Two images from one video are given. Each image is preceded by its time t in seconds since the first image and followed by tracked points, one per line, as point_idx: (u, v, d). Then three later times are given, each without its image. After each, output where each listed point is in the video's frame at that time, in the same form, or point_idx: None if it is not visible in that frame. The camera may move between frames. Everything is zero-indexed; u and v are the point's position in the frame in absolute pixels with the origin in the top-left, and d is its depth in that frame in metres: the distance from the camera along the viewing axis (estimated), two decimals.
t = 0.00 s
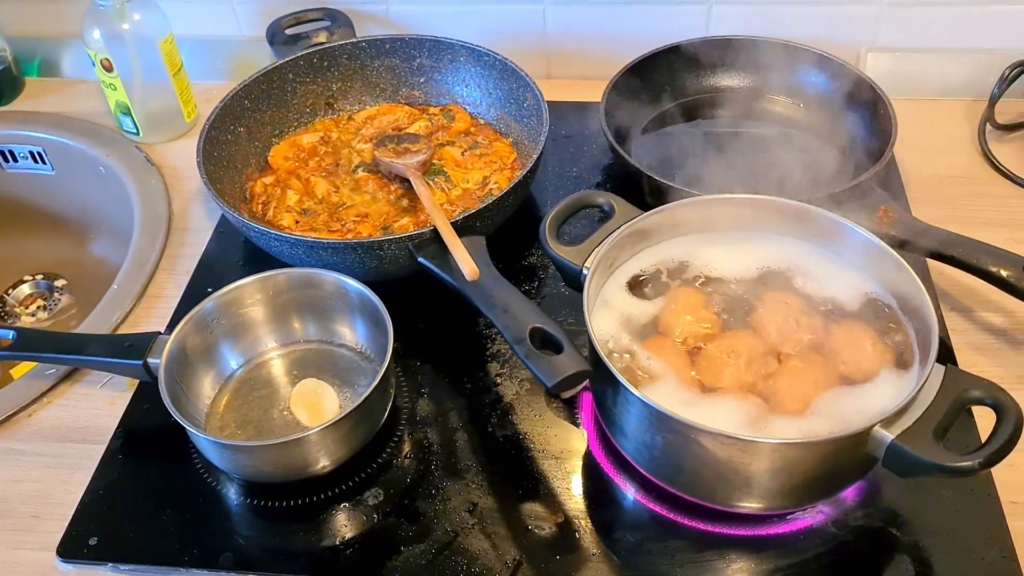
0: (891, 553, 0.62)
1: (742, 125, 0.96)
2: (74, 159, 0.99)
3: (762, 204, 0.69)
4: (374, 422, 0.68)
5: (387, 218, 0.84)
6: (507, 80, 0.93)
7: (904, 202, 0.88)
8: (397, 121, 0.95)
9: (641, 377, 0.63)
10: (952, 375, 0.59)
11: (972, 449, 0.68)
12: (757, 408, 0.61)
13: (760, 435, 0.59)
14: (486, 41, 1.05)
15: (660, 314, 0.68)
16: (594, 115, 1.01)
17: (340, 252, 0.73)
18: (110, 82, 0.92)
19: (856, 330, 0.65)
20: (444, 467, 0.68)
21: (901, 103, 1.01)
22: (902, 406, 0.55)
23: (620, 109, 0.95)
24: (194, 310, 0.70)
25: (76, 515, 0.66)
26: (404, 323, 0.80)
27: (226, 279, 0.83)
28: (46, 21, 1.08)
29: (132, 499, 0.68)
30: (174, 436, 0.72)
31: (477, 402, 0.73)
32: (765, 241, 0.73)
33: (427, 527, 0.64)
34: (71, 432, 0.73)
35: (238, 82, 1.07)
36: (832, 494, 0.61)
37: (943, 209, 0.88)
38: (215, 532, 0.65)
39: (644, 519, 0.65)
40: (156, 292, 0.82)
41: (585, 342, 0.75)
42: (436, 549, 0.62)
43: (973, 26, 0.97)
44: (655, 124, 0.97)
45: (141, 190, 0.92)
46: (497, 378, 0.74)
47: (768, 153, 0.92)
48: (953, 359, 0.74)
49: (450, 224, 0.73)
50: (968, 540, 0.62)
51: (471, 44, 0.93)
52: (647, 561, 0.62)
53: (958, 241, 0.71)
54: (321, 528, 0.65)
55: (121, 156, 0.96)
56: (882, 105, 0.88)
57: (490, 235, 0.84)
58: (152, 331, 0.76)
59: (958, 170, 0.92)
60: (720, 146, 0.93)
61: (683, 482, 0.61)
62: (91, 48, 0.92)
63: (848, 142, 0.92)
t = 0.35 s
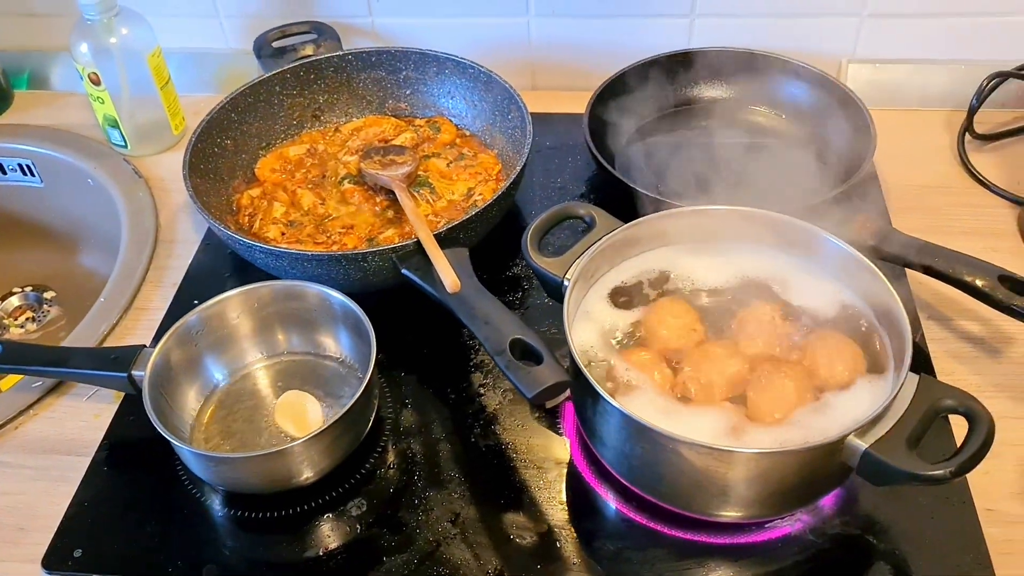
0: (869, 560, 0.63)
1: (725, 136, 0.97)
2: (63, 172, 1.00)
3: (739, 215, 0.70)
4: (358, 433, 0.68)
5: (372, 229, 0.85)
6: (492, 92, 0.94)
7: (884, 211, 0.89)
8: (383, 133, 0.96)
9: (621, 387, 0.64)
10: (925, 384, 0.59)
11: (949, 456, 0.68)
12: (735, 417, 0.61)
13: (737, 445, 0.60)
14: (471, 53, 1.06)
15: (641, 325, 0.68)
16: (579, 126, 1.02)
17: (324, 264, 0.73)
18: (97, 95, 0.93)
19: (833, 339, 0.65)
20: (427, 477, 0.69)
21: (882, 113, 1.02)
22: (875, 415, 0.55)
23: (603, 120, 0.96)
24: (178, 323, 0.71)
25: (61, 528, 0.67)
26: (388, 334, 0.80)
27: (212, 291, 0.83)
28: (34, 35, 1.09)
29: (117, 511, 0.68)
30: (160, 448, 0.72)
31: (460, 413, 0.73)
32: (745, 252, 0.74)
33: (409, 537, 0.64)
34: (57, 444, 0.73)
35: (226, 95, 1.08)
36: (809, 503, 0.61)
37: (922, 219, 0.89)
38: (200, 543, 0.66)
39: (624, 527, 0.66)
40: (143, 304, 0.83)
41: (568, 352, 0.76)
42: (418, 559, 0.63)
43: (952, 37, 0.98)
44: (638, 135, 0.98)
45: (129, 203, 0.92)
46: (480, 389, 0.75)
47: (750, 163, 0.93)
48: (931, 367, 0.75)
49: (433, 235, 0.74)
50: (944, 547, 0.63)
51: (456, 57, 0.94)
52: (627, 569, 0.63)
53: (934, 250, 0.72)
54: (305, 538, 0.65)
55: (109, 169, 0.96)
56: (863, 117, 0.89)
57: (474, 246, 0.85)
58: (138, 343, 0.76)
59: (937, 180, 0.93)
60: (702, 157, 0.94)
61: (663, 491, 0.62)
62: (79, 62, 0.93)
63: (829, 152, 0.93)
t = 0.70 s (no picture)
0: (855, 565, 0.63)
1: (711, 141, 0.97)
2: (49, 179, 0.99)
3: (723, 220, 0.70)
4: (342, 441, 0.68)
5: (358, 236, 0.85)
6: (478, 98, 0.94)
7: (870, 216, 0.89)
8: (369, 140, 0.96)
9: (605, 393, 0.64)
10: (909, 388, 0.59)
11: (935, 460, 0.68)
12: (719, 423, 0.61)
13: (721, 451, 0.59)
14: (459, 59, 1.06)
15: (625, 331, 0.68)
16: (566, 132, 1.02)
17: (309, 271, 0.73)
18: (83, 103, 0.93)
19: (818, 344, 0.65)
20: (411, 485, 0.68)
21: (869, 118, 1.03)
22: (858, 420, 0.55)
23: (589, 126, 0.96)
24: (160, 332, 0.71)
25: (43, 538, 0.66)
26: (374, 341, 0.80)
27: (198, 299, 0.83)
28: (21, 43, 1.08)
29: (100, 521, 0.68)
30: (144, 457, 0.72)
31: (446, 419, 0.73)
32: (729, 257, 0.74)
33: (394, 546, 0.64)
34: (40, 454, 0.73)
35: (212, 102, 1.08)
36: (794, 508, 0.61)
37: (908, 223, 0.89)
38: (183, 553, 0.65)
39: (609, 534, 0.65)
40: (128, 312, 0.82)
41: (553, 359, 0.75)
42: (402, 568, 0.63)
43: (937, 41, 0.98)
44: (624, 140, 0.98)
45: (114, 211, 0.92)
46: (466, 395, 0.75)
47: (736, 168, 0.93)
48: (916, 372, 0.75)
49: (417, 242, 0.73)
50: (930, 552, 0.63)
51: (442, 63, 0.94)
52: None
53: (918, 254, 0.72)
54: (289, 547, 0.65)
55: (95, 177, 0.96)
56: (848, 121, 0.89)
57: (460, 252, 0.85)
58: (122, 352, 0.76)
59: (923, 184, 0.94)
60: (689, 162, 0.94)
61: (647, 498, 0.62)
62: (64, 69, 0.93)
63: (815, 157, 0.93)
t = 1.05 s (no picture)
0: None
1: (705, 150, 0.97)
2: (41, 191, 0.99)
3: (718, 231, 0.70)
4: (336, 455, 0.67)
5: (352, 248, 0.84)
6: (472, 108, 0.93)
7: (865, 224, 0.89)
8: (363, 150, 0.96)
9: (600, 406, 0.64)
10: (905, 401, 0.59)
11: (932, 472, 0.68)
12: (714, 436, 0.61)
13: (717, 465, 0.59)
14: (452, 68, 1.06)
15: (620, 343, 0.68)
16: (560, 141, 1.01)
17: (301, 285, 0.73)
18: (74, 115, 0.92)
19: (813, 355, 0.65)
20: (406, 500, 0.68)
21: (863, 125, 1.03)
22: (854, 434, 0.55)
23: (582, 136, 0.96)
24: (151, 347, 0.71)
25: (34, 556, 0.66)
26: (367, 354, 0.80)
27: (190, 312, 0.83)
28: (12, 54, 1.08)
29: (92, 538, 0.67)
30: (136, 473, 0.71)
31: (440, 433, 0.72)
32: (724, 268, 0.73)
33: (388, 562, 0.64)
34: (31, 471, 0.72)
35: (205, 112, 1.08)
36: (791, 522, 0.61)
37: (903, 232, 0.89)
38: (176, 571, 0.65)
39: (605, 548, 0.65)
40: (120, 326, 0.82)
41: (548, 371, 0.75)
42: None
43: (930, 49, 0.98)
44: (618, 149, 0.98)
45: (106, 223, 0.92)
46: (460, 408, 0.74)
47: (730, 177, 0.93)
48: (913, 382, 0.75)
49: (410, 254, 0.73)
50: (927, 565, 0.63)
51: (434, 73, 0.94)
52: None
53: (913, 264, 0.72)
54: (283, 564, 0.64)
55: (86, 189, 0.95)
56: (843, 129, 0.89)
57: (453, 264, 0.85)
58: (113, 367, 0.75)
59: (918, 193, 0.94)
60: (683, 171, 0.94)
61: (643, 512, 0.62)
62: (55, 81, 0.92)
63: (810, 165, 0.93)
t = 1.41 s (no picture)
0: None
1: (697, 154, 0.96)
2: (28, 200, 0.98)
3: (710, 236, 0.69)
4: (326, 467, 0.66)
5: (341, 256, 0.83)
6: (462, 113, 0.93)
7: (858, 228, 0.89)
8: (352, 156, 0.95)
9: (593, 416, 0.63)
10: (901, 408, 0.58)
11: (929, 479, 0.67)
12: (709, 446, 0.60)
13: (712, 475, 0.58)
14: (442, 73, 1.05)
15: (613, 351, 0.67)
16: (552, 145, 1.01)
17: (289, 294, 0.72)
18: (59, 123, 0.92)
19: (809, 362, 0.64)
20: (397, 512, 0.67)
21: (856, 128, 1.02)
22: (850, 442, 0.54)
23: (574, 140, 0.95)
24: (137, 360, 0.70)
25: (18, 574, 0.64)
26: (357, 364, 0.79)
27: (177, 322, 0.81)
28: None
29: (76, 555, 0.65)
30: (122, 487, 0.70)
31: (431, 444, 0.71)
32: (718, 274, 0.73)
33: None
34: (15, 486, 0.71)
35: (192, 119, 1.07)
36: (788, 532, 0.60)
37: (897, 235, 0.89)
38: None
39: (600, 560, 0.64)
40: (107, 337, 0.81)
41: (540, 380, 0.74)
42: None
43: (922, 51, 0.98)
44: (609, 154, 0.97)
45: (92, 233, 0.90)
46: (452, 418, 0.73)
47: (723, 181, 0.92)
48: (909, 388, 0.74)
49: (399, 263, 0.72)
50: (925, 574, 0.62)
51: (424, 78, 0.93)
52: None
53: (908, 269, 0.71)
54: None
55: (72, 198, 0.94)
56: (836, 132, 0.88)
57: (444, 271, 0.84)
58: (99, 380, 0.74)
59: (911, 195, 0.93)
60: (675, 175, 0.93)
61: (638, 523, 0.61)
62: (39, 89, 0.91)
63: (803, 168, 0.93)
